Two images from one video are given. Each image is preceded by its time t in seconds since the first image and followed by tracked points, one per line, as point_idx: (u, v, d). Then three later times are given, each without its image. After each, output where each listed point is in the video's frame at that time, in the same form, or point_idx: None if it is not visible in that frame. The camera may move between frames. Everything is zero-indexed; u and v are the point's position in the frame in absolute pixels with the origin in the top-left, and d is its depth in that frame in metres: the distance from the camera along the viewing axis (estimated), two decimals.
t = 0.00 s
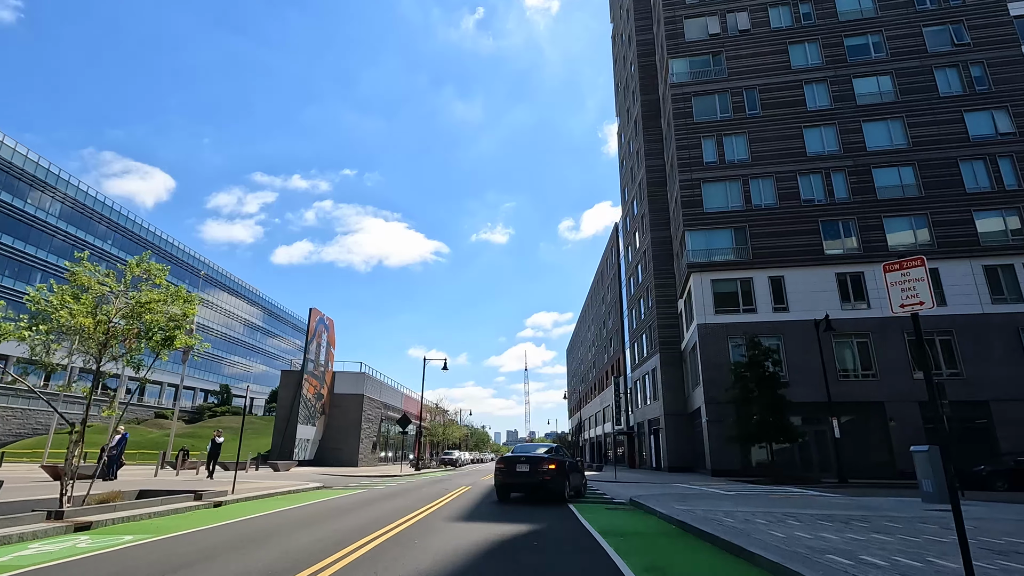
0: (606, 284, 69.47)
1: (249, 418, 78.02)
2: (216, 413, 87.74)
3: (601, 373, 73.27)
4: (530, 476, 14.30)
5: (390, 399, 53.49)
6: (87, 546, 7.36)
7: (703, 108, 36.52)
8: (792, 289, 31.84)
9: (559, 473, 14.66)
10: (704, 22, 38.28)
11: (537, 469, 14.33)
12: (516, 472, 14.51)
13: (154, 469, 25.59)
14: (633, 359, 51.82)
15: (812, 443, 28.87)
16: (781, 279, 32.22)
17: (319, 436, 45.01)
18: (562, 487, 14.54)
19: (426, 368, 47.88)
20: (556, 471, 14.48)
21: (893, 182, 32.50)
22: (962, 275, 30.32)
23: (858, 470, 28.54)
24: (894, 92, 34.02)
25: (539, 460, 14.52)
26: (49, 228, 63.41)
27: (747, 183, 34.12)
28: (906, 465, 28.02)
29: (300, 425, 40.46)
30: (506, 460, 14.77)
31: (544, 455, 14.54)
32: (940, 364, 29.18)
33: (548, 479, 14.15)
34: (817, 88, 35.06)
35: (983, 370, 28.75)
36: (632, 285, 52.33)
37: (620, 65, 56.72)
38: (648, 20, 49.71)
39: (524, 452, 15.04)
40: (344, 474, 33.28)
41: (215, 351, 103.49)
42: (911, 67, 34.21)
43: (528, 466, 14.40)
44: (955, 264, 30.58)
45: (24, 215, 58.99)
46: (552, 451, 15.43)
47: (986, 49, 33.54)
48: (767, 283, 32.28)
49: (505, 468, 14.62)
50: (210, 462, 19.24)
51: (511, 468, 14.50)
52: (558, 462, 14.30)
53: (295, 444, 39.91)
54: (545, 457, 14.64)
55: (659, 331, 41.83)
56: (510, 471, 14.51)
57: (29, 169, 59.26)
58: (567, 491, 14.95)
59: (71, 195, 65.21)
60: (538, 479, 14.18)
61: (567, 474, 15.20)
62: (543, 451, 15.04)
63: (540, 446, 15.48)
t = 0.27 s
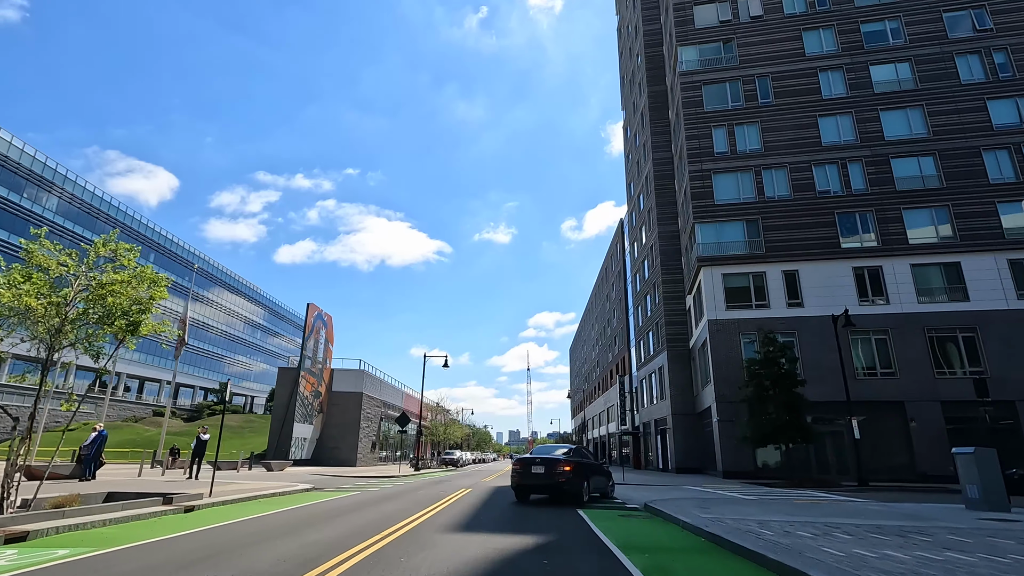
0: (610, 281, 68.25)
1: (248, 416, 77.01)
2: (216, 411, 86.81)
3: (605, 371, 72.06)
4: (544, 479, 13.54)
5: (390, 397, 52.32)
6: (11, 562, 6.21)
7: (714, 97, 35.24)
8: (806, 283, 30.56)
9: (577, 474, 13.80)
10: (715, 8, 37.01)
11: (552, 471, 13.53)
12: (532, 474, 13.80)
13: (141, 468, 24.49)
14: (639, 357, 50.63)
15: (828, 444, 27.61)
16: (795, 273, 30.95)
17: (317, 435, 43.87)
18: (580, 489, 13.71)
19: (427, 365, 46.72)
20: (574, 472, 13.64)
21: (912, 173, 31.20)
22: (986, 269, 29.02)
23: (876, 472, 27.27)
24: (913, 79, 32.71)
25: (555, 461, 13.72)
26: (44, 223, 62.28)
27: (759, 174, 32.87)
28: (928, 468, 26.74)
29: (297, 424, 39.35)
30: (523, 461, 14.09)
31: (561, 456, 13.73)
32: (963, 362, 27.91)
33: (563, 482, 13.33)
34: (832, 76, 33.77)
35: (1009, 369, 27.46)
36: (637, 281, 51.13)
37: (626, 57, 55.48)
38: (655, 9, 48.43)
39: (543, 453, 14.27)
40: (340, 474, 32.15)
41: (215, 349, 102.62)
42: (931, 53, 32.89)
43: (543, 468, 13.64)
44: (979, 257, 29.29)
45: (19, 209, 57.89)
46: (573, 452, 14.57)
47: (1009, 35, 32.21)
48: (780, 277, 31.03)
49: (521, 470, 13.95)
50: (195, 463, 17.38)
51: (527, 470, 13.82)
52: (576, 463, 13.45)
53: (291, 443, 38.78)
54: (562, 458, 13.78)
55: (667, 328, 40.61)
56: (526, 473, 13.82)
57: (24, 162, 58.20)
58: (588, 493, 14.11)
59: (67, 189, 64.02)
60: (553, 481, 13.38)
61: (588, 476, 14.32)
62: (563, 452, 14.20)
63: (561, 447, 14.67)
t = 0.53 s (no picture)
0: (612, 279, 67.08)
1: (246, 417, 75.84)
2: (213, 412, 85.65)
3: (608, 371, 70.80)
4: (563, 481, 13.26)
5: (388, 397, 51.06)
6: None
7: (721, 86, 34.05)
8: (820, 277, 29.31)
9: (599, 477, 13.40)
10: None
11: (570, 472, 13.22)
12: (552, 477, 13.57)
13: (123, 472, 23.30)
14: (644, 355, 49.41)
15: (845, 446, 26.33)
16: (808, 267, 29.72)
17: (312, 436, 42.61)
18: (602, 492, 13.31)
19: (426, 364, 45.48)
20: (594, 475, 13.27)
21: (929, 162, 29.99)
22: (1008, 262, 27.80)
23: (895, 473, 26.03)
24: (929, 65, 31.48)
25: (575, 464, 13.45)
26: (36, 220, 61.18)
27: (770, 163, 31.66)
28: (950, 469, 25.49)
29: (291, 425, 38.14)
30: (543, 464, 13.92)
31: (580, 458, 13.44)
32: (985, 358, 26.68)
33: (581, 484, 12.98)
34: (845, 63, 32.56)
35: None
36: (642, 278, 49.91)
37: (630, 49, 54.29)
38: None
39: (564, 457, 14.04)
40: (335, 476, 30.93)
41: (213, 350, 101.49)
42: (948, 38, 31.67)
43: (562, 470, 13.37)
44: (1000, 249, 28.07)
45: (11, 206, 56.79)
46: (597, 456, 14.22)
47: None
48: (793, 271, 29.80)
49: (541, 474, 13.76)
50: (173, 468, 16.19)
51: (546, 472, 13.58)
52: (595, 466, 13.11)
53: (286, 444, 37.53)
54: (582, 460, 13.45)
55: (672, 325, 39.39)
56: (545, 476, 13.60)
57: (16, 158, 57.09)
58: (611, 498, 13.66)
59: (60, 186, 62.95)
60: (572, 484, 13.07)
61: (612, 479, 13.90)
62: (585, 455, 13.86)
63: (583, 450, 14.36)
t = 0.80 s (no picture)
0: (616, 276, 65.87)
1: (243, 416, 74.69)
2: (211, 411, 84.50)
3: (610, 370, 69.53)
4: (588, 483, 13.06)
5: (386, 395, 49.85)
6: None
7: (731, 73, 32.82)
8: (836, 271, 28.04)
9: (626, 479, 13.11)
10: None
11: (595, 475, 13.01)
12: (577, 479, 13.40)
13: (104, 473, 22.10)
14: (649, 353, 48.13)
15: (862, 448, 25.02)
16: (823, 260, 28.46)
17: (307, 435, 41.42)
18: (630, 495, 13.00)
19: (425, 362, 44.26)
20: (621, 477, 12.99)
21: (949, 151, 28.73)
22: None
23: (916, 476, 24.76)
24: (949, 51, 30.22)
25: (600, 466, 13.23)
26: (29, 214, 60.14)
27: (782, 153, 30.41)
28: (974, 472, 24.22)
29: (286, 424, 36.94)
30: (569, 466, 13.77)
31: (606, 460, 13.21)
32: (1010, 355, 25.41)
33: (606, 486, 12.77)
34: (861, 49, 31.30)
35: None
36: (647, 274, 48.64)
37: (634, 40, 53.06)
38: None
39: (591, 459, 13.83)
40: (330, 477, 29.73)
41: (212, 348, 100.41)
42: (968, 23, 30.40)
43: (587, 472, 13.17)
44: None
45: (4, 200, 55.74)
46: (627, 458, 13.93)
47: None
48: (807, 265, 28.53)
49: (568, 477, 13.62)
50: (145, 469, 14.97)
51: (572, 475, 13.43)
52: (620, 468, 12.84)
53: (280, 444, 36.34)
54: (608, 463, 13.20)
55: (679, 322, 38.16)
56: (571, 479, 13.47)
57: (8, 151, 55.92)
58: (641, 501, 13.31)
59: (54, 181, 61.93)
60: (596, 486, 12.85)
61: (641, 482, 13.57)
62: (612, 457, 13.61)
63: (612, 453, 14.11)
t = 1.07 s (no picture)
0: (617, 273, 64.67)
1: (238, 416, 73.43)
2: (206, 411, 83.19)
3: (611, 368, 68.34)
4: (619, 484, 12.71)
5: (382, 394, 48.57)
6: None
7: (739, 58, 31.62)
8: (849, 262, 26.85)
9: (659, 481, 12.65)
10: None
11: (626, 477, 12.63)
12: (608, 481, 13.06)
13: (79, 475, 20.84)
14: (652, 351, 46.93)
15: (880, 447, 23.80)
16: (836, 251, 27.26)
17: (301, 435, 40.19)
18: (663, 496, 12.56)
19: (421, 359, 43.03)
20: (652, 478, 12.54)
21: (968, 137, 27.53)
22: None
23: (936, 476, 23.56)
24: (966, 34, 29.02)
25: (632, 467, 12.83)
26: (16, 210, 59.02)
27: (793, 140, 29.21)
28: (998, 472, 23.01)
29: (277, 424, 35.69)
30: (601, 467, 13.44)
31: (637, 461, 12.81)
32: None
33: (637, 488, 12.39)
34: (874, 32, 30.09)
35: None
36: (650, 270, 47.42)
37: (636, 31, 51.89)
38: None
39: (624, 459, 13.43)
40: (322, 478, 28.46)
41: (208, 347, 99.11)
42: (986, 5, 29.19)
43: (618, 474, 12.81)
44: None
45: None
46: (662, 458, 13.46)
47: None
48: (819, 256, 27.32)
49: (600, 479, 13.29)
50: (110, 471, 13.78)
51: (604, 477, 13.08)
52: (652, 468, 12.41)
53: (271, 444, 35.10)
54: (638, 464, 12.79)
55: (684, 318, 36.97)
56: (603, 480, 13.14)
57: None
58: (675, 503, 12.88)
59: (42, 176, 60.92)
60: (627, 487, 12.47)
61: (676, 483, 13.09)
62: (645, 458, 13.19)
63: (646, 453, 13.69)
